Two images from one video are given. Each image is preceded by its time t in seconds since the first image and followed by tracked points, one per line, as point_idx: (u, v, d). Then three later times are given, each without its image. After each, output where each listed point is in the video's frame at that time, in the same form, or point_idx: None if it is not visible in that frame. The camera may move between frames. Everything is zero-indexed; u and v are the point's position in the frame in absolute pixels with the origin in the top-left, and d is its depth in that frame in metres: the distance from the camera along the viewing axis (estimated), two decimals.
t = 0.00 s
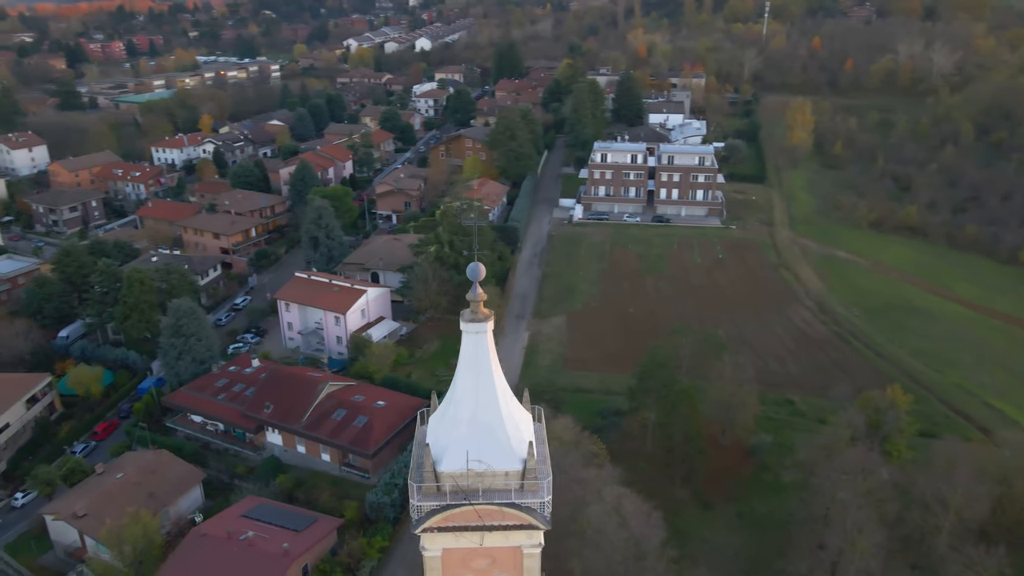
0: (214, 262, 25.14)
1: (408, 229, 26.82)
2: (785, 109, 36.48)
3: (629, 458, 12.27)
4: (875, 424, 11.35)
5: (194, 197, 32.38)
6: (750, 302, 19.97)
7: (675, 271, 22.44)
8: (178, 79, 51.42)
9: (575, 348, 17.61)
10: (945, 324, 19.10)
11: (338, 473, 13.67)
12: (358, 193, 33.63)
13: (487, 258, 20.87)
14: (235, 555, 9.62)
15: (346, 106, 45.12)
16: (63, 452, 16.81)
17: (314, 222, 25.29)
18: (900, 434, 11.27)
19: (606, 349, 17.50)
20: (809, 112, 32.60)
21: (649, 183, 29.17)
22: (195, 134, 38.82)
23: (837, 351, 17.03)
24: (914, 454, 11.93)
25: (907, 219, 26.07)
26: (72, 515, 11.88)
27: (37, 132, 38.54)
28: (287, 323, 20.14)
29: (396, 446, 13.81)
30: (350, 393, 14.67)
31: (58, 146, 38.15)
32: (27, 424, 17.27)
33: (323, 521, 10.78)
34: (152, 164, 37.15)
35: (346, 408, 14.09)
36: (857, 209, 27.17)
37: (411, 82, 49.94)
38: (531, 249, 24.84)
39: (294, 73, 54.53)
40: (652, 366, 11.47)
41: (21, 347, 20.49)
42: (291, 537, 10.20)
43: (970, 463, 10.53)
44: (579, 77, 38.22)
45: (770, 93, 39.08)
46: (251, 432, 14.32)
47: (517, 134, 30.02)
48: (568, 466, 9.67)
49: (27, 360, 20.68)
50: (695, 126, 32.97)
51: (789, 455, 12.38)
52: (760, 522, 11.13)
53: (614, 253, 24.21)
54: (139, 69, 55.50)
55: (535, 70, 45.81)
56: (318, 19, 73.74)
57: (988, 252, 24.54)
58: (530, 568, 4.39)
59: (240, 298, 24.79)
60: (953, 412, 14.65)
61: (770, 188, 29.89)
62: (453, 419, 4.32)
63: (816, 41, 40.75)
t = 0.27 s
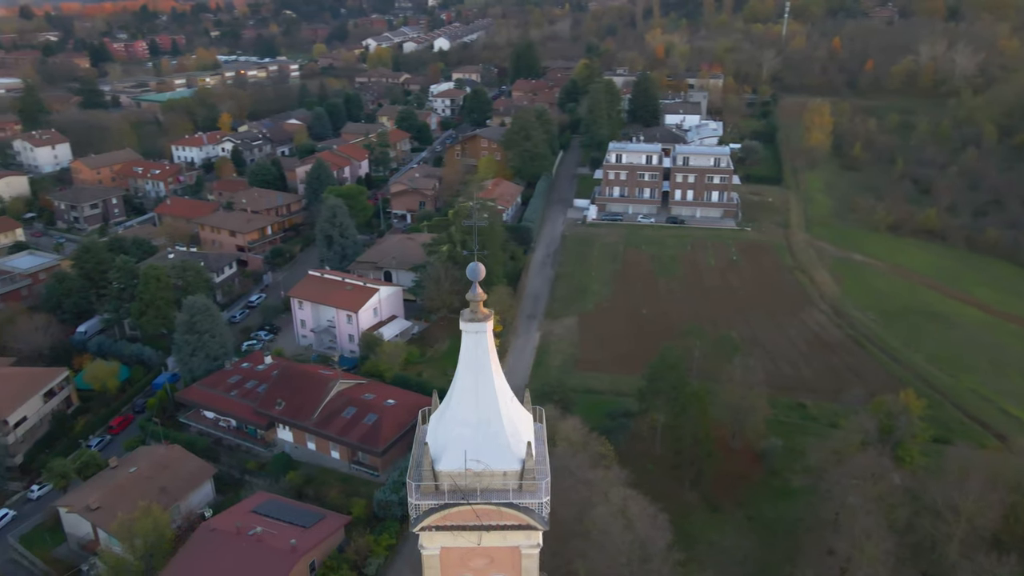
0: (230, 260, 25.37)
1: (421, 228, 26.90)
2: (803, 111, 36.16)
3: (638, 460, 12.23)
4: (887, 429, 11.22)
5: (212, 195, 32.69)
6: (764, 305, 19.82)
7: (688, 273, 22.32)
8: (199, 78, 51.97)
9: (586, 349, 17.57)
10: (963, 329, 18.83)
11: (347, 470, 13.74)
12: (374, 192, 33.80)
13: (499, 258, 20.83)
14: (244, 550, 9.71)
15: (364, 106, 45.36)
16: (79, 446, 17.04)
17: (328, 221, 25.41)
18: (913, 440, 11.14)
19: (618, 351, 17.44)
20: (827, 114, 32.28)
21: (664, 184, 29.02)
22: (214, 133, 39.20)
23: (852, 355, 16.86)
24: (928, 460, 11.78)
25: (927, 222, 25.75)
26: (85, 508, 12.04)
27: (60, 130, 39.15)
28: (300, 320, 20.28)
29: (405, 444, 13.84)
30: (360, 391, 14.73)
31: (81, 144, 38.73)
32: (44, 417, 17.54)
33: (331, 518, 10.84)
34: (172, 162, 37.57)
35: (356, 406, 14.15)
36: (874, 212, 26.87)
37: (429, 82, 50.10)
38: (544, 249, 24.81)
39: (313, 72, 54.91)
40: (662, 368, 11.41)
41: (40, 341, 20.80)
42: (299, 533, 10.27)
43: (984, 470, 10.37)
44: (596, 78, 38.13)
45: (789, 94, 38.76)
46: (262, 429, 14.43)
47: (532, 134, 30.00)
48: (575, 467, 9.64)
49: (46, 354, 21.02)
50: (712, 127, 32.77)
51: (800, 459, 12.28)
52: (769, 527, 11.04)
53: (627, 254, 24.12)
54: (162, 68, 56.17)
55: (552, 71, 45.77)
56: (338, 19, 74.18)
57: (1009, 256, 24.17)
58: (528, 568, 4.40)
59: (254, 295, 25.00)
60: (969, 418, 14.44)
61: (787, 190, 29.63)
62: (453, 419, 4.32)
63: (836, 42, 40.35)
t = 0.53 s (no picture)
0: (246, 257, 25.59)
1: (436, 227, 26.96)
2: (823, 112, 35.81)
3: (647, 462, 12.19)
4: (901, 435, 11.08)
5: (230, 193, 32.98)
6: (779, 307, 19.64)
7: (703, 274, 22.18)
8: (220, 77, 52.48)
9: (598, 350, 17.52)
10: (983, 335, 18.53)
11: (357, 468, 13.80)
12: (390, 191, 33.94)
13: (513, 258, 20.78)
14: (253, 544, 9.79)
15: (382, 105, 45.54)
16: (95, 440, 17.26)
17: (343, 219, 25.52)
18: (927, 446, 10.99)
19: (630, 352, 17.37)
20: (848, 115, 31.93)
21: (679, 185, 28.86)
22: (234, 131, 39.55)
23: (867, 359, 16.66)
24: (942, 467, 11.62)
25: (947, 226, 25.39)
26: (99, 501, 12.20)
27: (84, 127, 39.72)
28: (314, 318, 20.42)
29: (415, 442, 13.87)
30: (371, 389, 14.79)
31: (104, 141, 39.27)
32: (62, 411, 17.79)
33: (339, 515, 10.89)
34: (192, 160, 37.98)
35: (366, 404, 14.21)
36: (894, 215, 26.54)
37: (447, 81, 50.20)
38: (558, 249, 24.77)
39: (333, 71, 55.22)
40: (672, 370, 11.35)
41: (59, 336, 21.13)
42: (307, 529, 10.33)
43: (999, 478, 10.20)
44: (614, 78, 38.00)
45: (809, 95, 38.39)
46: (274, 425, 14.52)
47: (548, 134, 29.97)
48: (582, 468, 9.62)
49: (66, 348, 21.34)
50: (730, 128, 32.50)
51: (811, 464, 12.16)
52: (779, 532, 10.94)
53: (641, 255, 24.00)
54: (184, 67, 56.78)
55: (570, 71, 45.67)
56: (359, 19, 74.54)
57: None
58: (526, 569, 4.39)
59: (270, 293, 25.19)
60: (986, 425, 14.22)
61: (805, 191, 29.33)
62: (452, 418, 4.33)
63: (858, 42, 39.90)
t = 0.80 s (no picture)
0: (262, 254, 25.79)
1: (451, 226, 27.01)
2: (844, 113, 35.40)
3: (656, 465, 12.14)
4: (915, 441, 10.91)
5: (249, 190, 33.28)
6: (795, 310, 19.44)
7: (717, 276, 22.01)
8: (242, 76, 52.99)
9: (609, 351, 17.46)
10: (1003, 341, 18.21)
11: (367, 465, 13.86)
12: (406, 190, 34.07)
13: (525, 258, 20.74)
14: (261, 540, 9.87)
15: (401, 104, 45.70)
16: (111, 434, 17.48)
17: (358, 218, 25.65)
18: (942, 453, 10.81)
19: (642, 353, 17.29)
20: (868, 116, 31.57)
21: (696, 186, 28.67)
22: (254, 129, 39.90)
23: (883, 364, 16.45)
24: (957, 474, 11.44)
25: (969, 230, 24.99)
26: (112, 494, 12.36)
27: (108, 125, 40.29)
28: (327, 315, 20.55)
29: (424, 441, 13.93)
30: (382, 387, 14.86)
31: (127, 139, 39.83)
32: (79, 404, 18.03)
33: (347, 512, 10.95)
34: (213, 158, 38.37)
35: (377, 401, 14.27)
36: (914, 217, 26.18)
37: (466, 81, 50.28)
38: (572, 250, 24.72)
39: (353, 70, 55.53)
40: (682, 371, 11.27)
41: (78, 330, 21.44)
42: (315, 526, 10.39)
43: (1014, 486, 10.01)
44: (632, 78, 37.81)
45: (831, 96, 37.98)
46: (285, 422, 14.62)
47: (564, 134, 29.93)
48: (589, 469, 9.58)
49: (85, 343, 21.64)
50: (748, 128, 32.28)
51: (822, 469, 12.02)
52: (788, 537, 10.83)
53: (656, 256, 23.88)
54: (207, 66, 57.39)
55: (589, 71, 45.54)
56: (380, 19, 74.84)
57: None
58: (524, 569, 4.38)
59: (285, 290, 25.37)
60: (1004, 432, 13.96)
61: (823, 193, 29.02)
62: (451, 418, 4.33)
63: (881, 43, 39.37)
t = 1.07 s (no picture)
0: (278, 252, 26.00)
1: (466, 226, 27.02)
2: (866, 115, 34.97)
3: (665, 467, 12.08)
4: (929, 448, 10.73)
5: (268, 189, 33.56)
6: (810, 314, 19.24)
7: (732, 278, 21.84)
8: (263, 74, 53.44)
9: (622, 352, 17.38)
10: None
11: (376, 463, 13.91)
12: (422, 189, 34.19)
13: (538, 258, 20.69)
14: (269, 536, 9.96)
15: (420, 103, 45.85)
16: (127, 428, 17.71)
17: (374, 217, 25.77)
18: (957, 461, 10.58)
19: (654, 355, 17.20)
20: (891, 118, 31.12)
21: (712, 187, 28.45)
22: (274, 128, 40.25)
23: (900, 369, 16.22)
24: (973, 482, 11.25)
25: (992, 234, 24.57)
26: (125, 487, 12.52)
27: (131, 123, 40.85)
28: (341, 314, 20.65)
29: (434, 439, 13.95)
30: (392, 386, 14.92)
31: (150, 137, 40.35)
32: (97, 398, 18.30)
33: (355, 509, 10.98)
34: (233, 156, 38.74)
35: (387, 400, 14.33)
36: (935, 221, 25.80)
37: (485, 80, 50.32)
38: (587, 250, 24.64)
39: (373, 70, 55.73)
40: (692, 374, 11.20)
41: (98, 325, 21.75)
42: (322, 522, 10.45)
43: None
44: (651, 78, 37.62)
45: (853, 97, 37.54)
46: (297, 418, 14.72)
47: (580, 134, 29.83)
48: (596, 471, 9.56)
49: (104, 338, 21.95)
50: (767, 128, 32.06)
51: (834, 474, 11.88)
52: (798, 543, 10.71)
53: (670, 257, 23.75)
54: (229, 65, 57.98)
55: (608, 71, 45.38)
56: (401, 18, 75.10)
57: None
58: (521, 570, 4.37)
59: (300, 288, 25.56)
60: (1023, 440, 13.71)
61: (842, 196, 28.69)
62: (449, 418, 4.32)
63: (905, 43, 38.83)
